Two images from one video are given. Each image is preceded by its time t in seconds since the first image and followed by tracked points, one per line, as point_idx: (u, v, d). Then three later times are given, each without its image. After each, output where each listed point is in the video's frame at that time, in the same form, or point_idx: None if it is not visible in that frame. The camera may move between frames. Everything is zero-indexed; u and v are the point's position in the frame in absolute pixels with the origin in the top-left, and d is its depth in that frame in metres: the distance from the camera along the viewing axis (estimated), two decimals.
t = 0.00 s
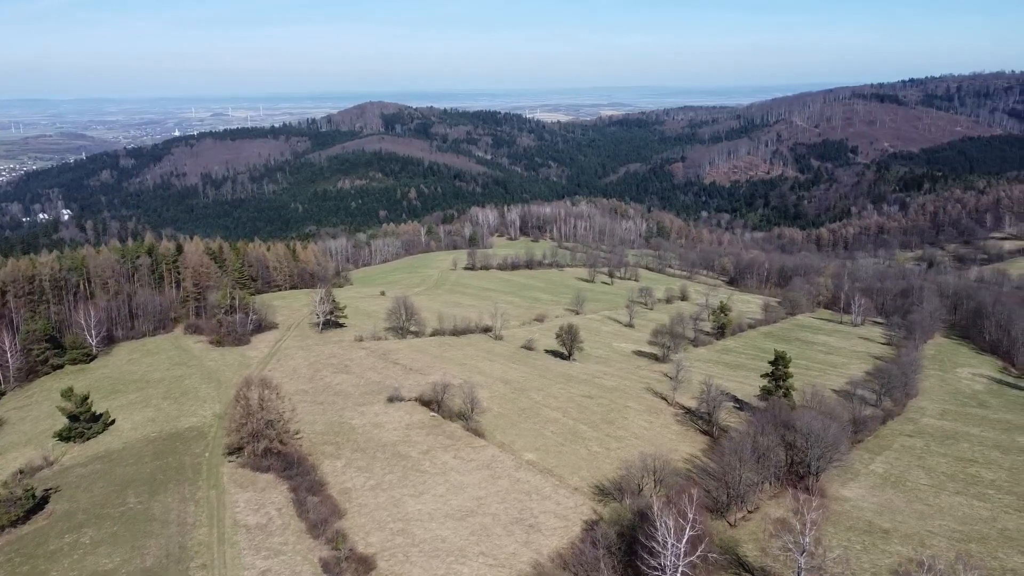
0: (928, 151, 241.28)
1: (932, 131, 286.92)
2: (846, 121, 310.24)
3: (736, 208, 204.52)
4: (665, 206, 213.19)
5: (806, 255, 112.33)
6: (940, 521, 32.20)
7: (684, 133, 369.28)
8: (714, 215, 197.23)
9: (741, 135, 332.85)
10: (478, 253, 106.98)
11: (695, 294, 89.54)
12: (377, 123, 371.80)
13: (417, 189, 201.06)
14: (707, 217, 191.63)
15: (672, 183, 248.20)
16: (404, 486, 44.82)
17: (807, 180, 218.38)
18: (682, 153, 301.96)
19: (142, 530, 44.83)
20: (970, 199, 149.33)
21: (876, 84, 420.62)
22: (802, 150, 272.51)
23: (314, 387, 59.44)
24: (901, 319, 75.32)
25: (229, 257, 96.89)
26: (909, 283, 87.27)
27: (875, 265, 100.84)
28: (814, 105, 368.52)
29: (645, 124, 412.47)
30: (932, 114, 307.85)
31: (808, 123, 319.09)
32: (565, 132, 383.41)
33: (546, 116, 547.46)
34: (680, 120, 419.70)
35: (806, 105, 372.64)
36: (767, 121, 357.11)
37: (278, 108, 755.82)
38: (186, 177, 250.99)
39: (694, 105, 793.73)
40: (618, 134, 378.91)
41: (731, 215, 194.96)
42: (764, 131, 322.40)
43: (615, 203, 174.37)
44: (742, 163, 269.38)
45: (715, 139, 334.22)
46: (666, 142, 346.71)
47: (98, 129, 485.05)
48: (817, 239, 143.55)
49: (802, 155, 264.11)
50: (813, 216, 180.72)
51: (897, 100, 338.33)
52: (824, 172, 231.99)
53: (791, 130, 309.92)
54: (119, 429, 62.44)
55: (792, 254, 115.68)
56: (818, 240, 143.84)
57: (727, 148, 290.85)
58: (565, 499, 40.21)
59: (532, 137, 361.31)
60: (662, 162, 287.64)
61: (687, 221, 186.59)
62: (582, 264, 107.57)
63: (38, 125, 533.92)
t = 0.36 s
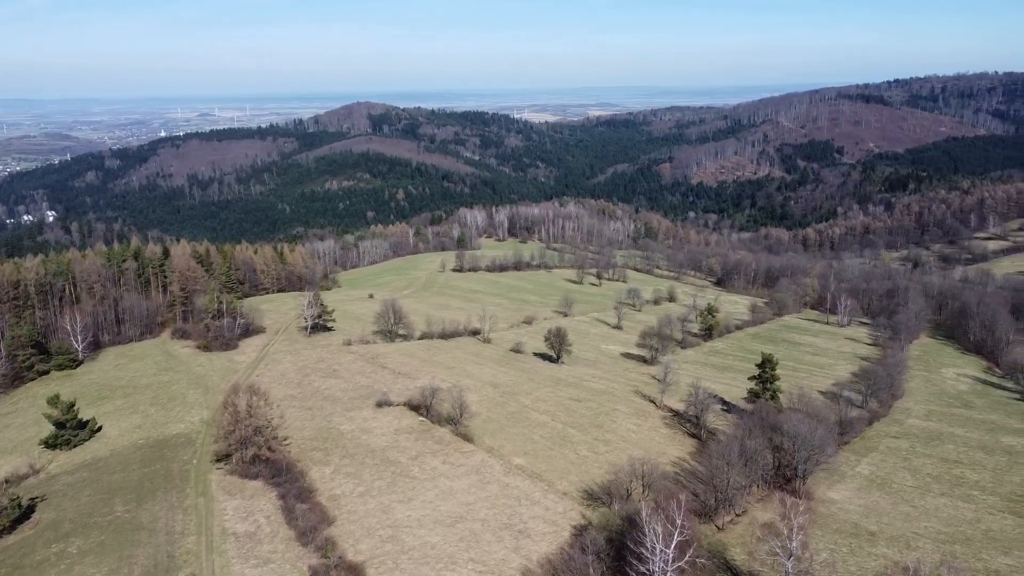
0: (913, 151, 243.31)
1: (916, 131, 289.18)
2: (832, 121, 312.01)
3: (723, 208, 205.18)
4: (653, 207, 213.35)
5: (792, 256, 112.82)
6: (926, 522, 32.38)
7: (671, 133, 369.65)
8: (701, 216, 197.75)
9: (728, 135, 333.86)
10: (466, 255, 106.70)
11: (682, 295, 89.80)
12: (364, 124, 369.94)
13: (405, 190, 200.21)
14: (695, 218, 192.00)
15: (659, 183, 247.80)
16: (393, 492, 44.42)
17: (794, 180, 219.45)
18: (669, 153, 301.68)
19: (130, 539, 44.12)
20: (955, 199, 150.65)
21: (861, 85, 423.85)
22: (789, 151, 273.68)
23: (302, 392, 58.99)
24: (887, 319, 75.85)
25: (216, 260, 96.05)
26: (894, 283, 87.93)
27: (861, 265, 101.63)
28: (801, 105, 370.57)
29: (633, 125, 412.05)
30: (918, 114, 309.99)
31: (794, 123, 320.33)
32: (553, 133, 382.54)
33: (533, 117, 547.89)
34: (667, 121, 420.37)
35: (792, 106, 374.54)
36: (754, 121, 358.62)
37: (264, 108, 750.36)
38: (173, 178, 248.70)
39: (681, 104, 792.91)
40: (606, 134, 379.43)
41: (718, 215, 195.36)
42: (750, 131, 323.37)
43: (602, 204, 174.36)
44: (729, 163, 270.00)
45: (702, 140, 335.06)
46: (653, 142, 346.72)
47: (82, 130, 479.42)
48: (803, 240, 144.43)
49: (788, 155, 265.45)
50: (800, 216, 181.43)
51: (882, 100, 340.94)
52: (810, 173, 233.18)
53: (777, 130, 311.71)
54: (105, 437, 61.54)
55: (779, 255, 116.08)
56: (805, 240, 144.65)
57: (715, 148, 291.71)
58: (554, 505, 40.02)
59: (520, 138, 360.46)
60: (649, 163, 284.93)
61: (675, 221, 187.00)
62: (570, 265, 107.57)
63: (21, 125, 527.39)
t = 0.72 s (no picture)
0: (891, 151, 246.30)
1: (893, 131, 292.40)
2: (811, 121, 314.75)
3: (704, 209, 205.93)
4: (635, 208, 213.32)
5: (772, 257, 113.62)
6: (904, 525, 32.64)
7: (653, 133, 370.29)
8: (683, 216, 198.51)
9: (709, 135, 335.24)
10: (448, 257, 106.27)
11: (664, 297, 90.08)
12: (345, 125, 366.91)
13: (387, 191, 198.90)
14: (676, 218, 192.42)
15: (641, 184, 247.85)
16: (376, 501, 43.78)
17: (774, 180, 220.74)
18: (650, 155, 301.63)
19: (111, 552, 43.21)
20: (932, 199, 152.78)
21: (840, 86, 428.65)
22: (768, 151, 275.32)
23: (284, 400, 58.32)
24: (866, 320, 76.56)
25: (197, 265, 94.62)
26: (873, 283, 88.87)
27: (839, 266, 102.72)
28: (780, 105, 373.78)
29: (614, 126, 412.05)
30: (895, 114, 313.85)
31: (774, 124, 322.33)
32: (535, 134, 381.66)
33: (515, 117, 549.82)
34: (648, 121, 421.26)
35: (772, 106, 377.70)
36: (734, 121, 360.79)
37: (244, 109, 741.96)
38: (151, 179, 244.85)
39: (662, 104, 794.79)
40: (588, 134, 379.86)
41: (699, 216, 195.93)
42: (731, 132, 324.64)
43: (584, 205, 174.36)
44: (710, 164, 271.09)
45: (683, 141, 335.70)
46: (634, 143, 347.09)
47: (57, 130, 470.74)
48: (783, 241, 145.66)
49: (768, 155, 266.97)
50: (780, 216, 182.66)
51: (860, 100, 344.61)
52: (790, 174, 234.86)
53: (757, 130, 313.30)
54: (85, 447, 60.21)
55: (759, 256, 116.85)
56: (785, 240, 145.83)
57: (695, 149, 292.77)
58: (538, 512, 39.73)
59: (502, 138, 359.28)
60: (630, 164, 285.39)
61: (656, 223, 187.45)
62: (552, 266, 107.55)
63: None
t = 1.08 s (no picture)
0: (860, 151, 250.24)
1: (862, 132, 296.59)
2: (783, 121, 317.49)
3: (678, 211, 206.63)
4: (610, 209, 212.87)
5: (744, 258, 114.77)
6: (875, 528, 32.94)
7: (627, 134, 370.87)
8: (658, 217, 199.60)
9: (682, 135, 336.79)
10: (423, 261, 105.69)
11: (639, 300, 90.49)
12: (319, 126, 362.57)
13: (362, 193, 197.00)
14: (650, 220, 192.79)
15: (615, 185, 247.65)
16: (353, 514, 42.62)
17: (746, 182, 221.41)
18: (624, 156, 300.94)
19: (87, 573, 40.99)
20: (900, 199, 156.06)
21: (811, 86, 435.33)
22: (741, 152, 277.26)
23: (259, 411, 57.23)
24: (837, 321, 77.64)
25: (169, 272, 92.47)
26: (845, 284, 90.25)
27: (810, 267, 104.13)
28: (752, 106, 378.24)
29: (588, 126, 411.88)
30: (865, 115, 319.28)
31: (746, 124, 324.39)
32: (509, 134, 380.03)
33: (488, 117, 551.28)
34: (623, 121, 422.25)
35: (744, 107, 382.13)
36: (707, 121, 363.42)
37: (215, 110, 730.01)
38: (121, 182, 239.56)
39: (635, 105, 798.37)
40: (563, 135, 379.86)
41: (672, 217, 196.49)
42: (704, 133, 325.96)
43: (559, 206, 174.35)
44: (683, 164, 272.18)
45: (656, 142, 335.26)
46: (608, 144, 347.24)
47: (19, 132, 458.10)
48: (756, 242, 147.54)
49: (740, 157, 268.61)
50: (752, 217, 184.17)
51: (830, 100, 349.90)
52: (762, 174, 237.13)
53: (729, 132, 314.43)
54: (57, 464, 56.97)
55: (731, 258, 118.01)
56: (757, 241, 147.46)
57: (668, 150, 293.32)
58: (515, 522, 39.21)
59: (476, 140, 357.49)
60: (605, 165, 285.48)
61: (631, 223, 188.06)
62: (528, 269, 107.54)
63: None
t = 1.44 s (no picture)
0: (831, 151, 253.68)
1: (833, 131, 299.55)
2: (754, 122, 318.36)
3: (652, 211, 206.54)
4: (584, 210, 212.16)
5: (717, 259, 115.74)
6: (847, 531, 33.22)
7: (601, 135, 370.90)
8: (632, 217, 200.00)
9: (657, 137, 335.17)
10: (399, 265, 105.23)
11: (613, 302, 90.92)
12: (292, 127, 357.42)
13: (335, 195, 195.10)
14: (625, 220, 192.87)
15: (590, 186, 247.29)
16: (330, 528, 41.53)
17: (719, 183, 221.50)
18: (598, 157, 299.96)
19: None
20: (869, 199, 159.11)
21: (782, 87, 441.76)
22: (714, 152, 278.30)
23: (234, 423, 56.01)
24: (809, 322, 78.76)
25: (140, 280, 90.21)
26: (815, 285, 91.47)
27: (782, 267, 105.36)
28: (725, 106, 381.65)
29: (563, 127, 410.57)
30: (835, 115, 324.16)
31: (718, 125, 325.45)
32: (484, 135, 378.21)
33: (464, 116, 558.88)
34: (596, 122, 421.82)
35: (716, 106, 385.57)
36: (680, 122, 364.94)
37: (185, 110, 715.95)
38: (90, 186, 234.23)
39: (610, 103, 800.81)
40: (537, 135, 379.23)
41: (646, 218, 196.79)
42: (677, 133, 326.31)
43: (534, 208, 174.03)
44: (657, 164, 271.78)
45: (631, 143, 333.28)
46: (582, 145, 346.93)
47: None
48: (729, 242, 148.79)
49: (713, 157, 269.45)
50: (726, 217, 184.85)
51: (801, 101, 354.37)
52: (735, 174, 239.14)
53: (702, 134, 311.80)
54: (26, 479, 54.59)
55: (705, 258, 118.96)
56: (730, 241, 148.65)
57: (642, 152, 289.14)
58: (494, 533, 38.68)
59: (450, 140, 355.43)
60: (579, 165, 284.82)
61: (605, 224, 188.35)
62: (503, 271, 107.56)
63: None
